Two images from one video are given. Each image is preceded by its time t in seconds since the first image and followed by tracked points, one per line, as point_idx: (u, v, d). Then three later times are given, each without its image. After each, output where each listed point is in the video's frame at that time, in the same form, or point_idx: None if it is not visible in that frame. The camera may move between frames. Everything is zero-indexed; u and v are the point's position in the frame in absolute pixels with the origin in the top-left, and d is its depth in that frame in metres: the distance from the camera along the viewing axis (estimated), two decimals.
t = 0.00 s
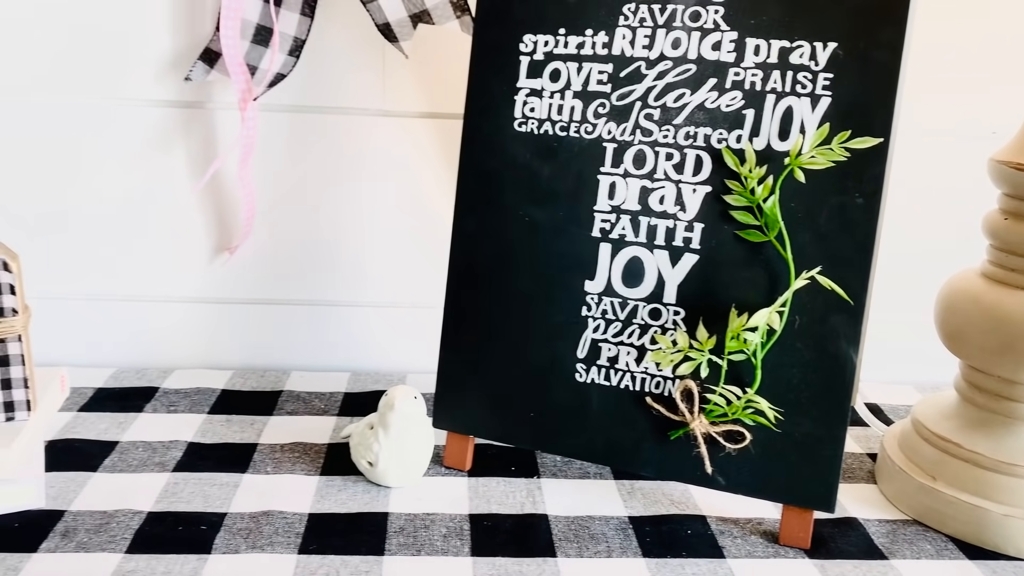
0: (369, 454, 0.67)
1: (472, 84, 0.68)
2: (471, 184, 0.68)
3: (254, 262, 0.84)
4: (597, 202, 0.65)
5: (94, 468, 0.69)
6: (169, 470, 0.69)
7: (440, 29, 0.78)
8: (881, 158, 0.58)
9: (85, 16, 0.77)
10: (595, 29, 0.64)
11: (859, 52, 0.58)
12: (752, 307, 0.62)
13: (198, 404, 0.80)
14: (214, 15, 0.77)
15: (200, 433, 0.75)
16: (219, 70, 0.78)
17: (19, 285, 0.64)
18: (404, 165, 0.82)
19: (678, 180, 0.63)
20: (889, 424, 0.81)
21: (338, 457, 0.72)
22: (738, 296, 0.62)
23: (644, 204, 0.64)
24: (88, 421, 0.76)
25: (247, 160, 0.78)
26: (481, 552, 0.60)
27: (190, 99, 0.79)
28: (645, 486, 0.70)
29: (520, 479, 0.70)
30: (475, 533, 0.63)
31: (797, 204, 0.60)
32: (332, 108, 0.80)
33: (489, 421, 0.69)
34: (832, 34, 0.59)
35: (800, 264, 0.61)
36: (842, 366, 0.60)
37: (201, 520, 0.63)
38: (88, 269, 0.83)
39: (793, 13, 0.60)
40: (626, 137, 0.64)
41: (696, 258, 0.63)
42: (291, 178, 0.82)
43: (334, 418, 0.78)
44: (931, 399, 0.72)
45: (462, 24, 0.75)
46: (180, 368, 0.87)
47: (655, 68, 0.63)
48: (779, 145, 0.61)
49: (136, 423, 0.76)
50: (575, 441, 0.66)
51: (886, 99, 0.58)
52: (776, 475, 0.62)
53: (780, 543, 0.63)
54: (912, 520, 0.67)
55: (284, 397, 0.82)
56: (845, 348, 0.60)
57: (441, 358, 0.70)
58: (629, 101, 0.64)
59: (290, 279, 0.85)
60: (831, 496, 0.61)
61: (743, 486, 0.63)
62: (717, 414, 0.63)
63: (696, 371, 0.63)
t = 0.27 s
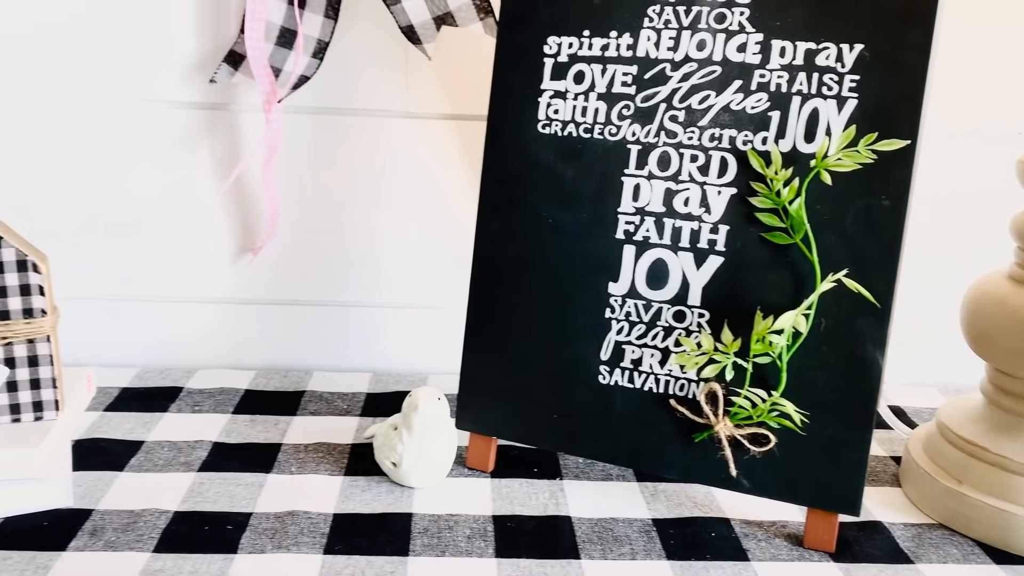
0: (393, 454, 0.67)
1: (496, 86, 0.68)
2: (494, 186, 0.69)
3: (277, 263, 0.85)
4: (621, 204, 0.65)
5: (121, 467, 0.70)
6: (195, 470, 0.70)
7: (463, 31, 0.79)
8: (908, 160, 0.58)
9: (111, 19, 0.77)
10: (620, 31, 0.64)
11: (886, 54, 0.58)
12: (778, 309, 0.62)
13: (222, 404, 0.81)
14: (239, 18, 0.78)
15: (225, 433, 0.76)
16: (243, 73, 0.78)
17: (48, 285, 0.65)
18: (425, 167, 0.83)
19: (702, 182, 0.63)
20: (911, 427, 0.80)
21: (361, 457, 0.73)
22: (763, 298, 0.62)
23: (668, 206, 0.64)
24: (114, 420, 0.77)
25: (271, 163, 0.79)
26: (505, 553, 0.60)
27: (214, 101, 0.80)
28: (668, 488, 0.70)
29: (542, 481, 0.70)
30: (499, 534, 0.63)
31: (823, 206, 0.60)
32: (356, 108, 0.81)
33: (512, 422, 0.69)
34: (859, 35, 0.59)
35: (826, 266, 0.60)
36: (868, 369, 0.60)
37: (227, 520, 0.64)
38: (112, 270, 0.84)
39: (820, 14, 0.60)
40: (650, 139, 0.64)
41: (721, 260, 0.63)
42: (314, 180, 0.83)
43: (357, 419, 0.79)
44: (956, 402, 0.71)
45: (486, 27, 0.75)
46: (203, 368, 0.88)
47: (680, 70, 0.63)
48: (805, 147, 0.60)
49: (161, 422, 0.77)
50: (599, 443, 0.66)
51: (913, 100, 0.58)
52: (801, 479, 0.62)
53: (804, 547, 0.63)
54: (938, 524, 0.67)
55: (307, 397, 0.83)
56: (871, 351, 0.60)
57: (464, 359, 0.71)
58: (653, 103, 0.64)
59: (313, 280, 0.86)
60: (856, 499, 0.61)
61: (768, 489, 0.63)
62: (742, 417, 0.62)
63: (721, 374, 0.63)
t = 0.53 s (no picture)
0: (419, 456, 0.68)
1: (522, 88, 0.68)
2: (520, 189, 0.69)
3: (302, 265, 0.86)
4: (647, 206, 0.65)
5: (150, 467, 0.71)
6: (223, 470, 0.71)
7: (487, 34, 0.80)
8: (938, 162, 0.58)
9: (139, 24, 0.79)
10: (647, 33, 0.64)
11: (916, 56, 0.58)
12: (806, 312, 0.61)
13: (249, 405, 0.82)
14: (264, 21, 0.79)
15: (252, 433, 0.77)
16: (269, 76, 0.79)
17: (80, 287, 0.66)
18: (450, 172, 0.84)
19: (730, 185, 0.63)
20: (937, 430, 0.80)
21: (388, 458, 0.73)
22: (791, 301, 0.62)
23: (695, 209, 0.64)
24: (142, 420, 0.78)
25: (297, 165, 0.80)
26: (533, 555, 0.61)
27: (241, 104, 0.81)
28: (694, 491, 0.70)
29: (568, 483, 0.71)
30: (526, 536, 0.63)
31: (852, 209, 0.60)
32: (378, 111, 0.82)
33: (538, 425, 0.70)
34: (888, 38, 0.58)
35: (855, 269, 0.60)
36: (897, 372, 0.60)
37: (256, 520, 0.64)
38: (140, 270, 0.85)
39: (849, 17, 0.59)
40: (677, 141, 0.64)
41: (749, 263, 0.63)
42: (339, 182, 0.84)
43: (382, 420, 0.80)
44: (985, 405, 0.71)
45: (511, 29, 0.75)
46: (229, 368, 0.90)
47: (707, 73, 0.63)
48: (833, 149, 0.60)
49: (189, 422, 0.78)
50: (625, 445, 0.67)
51: (943, 102, 0.57)
52: (829, 482, 0.62)
53: (832, 550, 0.63)
54: (966, 528, 0.66)
55: (332, 399, 0.84)
56: (900, 354, 0.60)
57: (489, 361, 0.71)
58: (680, 105, 0.64)
59: (338, 282, 0.87)
60: (884, 503, 0.61)
61: (796, 492, 0.63)
62: (770, 420, 0.62)
63: (749, 377, 0.63)
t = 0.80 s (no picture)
0: (453, 462, 0.69)
1: (556, 99, 0.69)
2: (554, 199, 0.70)
3: (335, 271, 0.89)
4: (681, 216, 0.66)
5: (189, 471, 0.72)
6: (260, 475, 0.72)
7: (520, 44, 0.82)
8: (973, 173, 0.58)
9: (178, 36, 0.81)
10: (681, 44, 0.65)
11: (952, 67, 0.58)
12: (841, 322, 0.62)
13: (283, 410, 0.84)
14: (299, 31, 0.82)
15: (288, 437, 0.78)
16: (304, 86, 0.82)
17: (122, 295, 0.67)
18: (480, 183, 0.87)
19: (765, 195, 0.63)
20: (966, 438, 0.80)
21: (421, 463, 0.75)
22: (825, 311, 0.62)
23: (730, 218, 0.64)
24: (179, 424, 0.80)
25: (331, 176, 0.83)
26: (568, 561, 0.61)
27: (276, 113, 0.84)
28: (726, 498, 0.71)
29: (600, 490, 0.72)
30: (560, 542, 0.64)
31: (887, 219, 0.60)
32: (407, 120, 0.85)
33: (571, 431, 0.71)
34: (924, 49, 0.59)
35: (890, 279, 0.60)
36: (933, 382, 0.60)
37: (295, 524, 0.65)
38: (179, 277, 0.88)
39: (885, 27, 0.59)
40: (711, 151, 0.65)
41: (783, 273, 0.63)
42: (371, 190, 0.87)
43: (414, 425, 0.81)
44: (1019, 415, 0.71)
45: (544, 40, 0.75)
46: (263, 373, 0.92)
47: (741, 83, 0.64)
48: (868, 160, 0.61)
49: (225, 427, 0.80)
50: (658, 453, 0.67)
51: (978, 112, 0.58)
52: (864, 491, 0.62)
53: (865, 558, 0.63)
54: (1000, 538, 0.66)
55: (365, 404, 0.86)
56: (935, 364, 0.60)
57: (522, 368, 0.72)
58: (715, 115, 0.64)
59: (371, 288, 0.90)
60: (919, 512, 0.61)
61: (830, 501, 0.63)
62: (804, 428, 0.63)
63: (784, 386, 0.64)
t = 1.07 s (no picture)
0: (481, 467, 0.69)
1: (583, 105, 0.69)
2: (581, 205, 0.70)
3: (360, 276, 0.91)
4: (709, 222, 0.66)
5: (217, 476, 0.73)
6: (288, 479, 0.73)
7: (546, 51, 0.83)
8: (1005, 180, 0.58)
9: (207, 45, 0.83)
10: (709, 51, 0.65)
11: (983, 74, 0.58)
12: (870, 328, 0.62)
13: (308, 414, 0.85)
14: (326, 37, 0.83)
15: (314, 441, 0.79)
16: (330, 92, 0.83)
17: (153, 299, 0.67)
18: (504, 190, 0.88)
19: (794, 202, 0.64)
20: (995, 445, 0.80)
21: (447, 468, 0.75)
22: (854, 318, 0.62)
23: (758, 225, 0.65)
24: (205, 429, 0.81)
25: (356, 182, 0.85)
26: (597, 567, 0.62)
27: (301, 119, 0.86)
28: (752, 504, 0.72)
29: (627, 495, 0.72)
30: (589, 548, 0.64)
31: (917, 226, 0.60)
32: (431, 126, 0.86)
33: (597, 437, 0.71)
34: (954, 55, 0.59)
35: (920, 286, 0.60)
36: (963, 390, 0.60)
37: (324, 529, 0.66)
38: (208, 282, 0.90)
39: (915, 34, 0.59)
40: (740, 158, 0.65)
41: (813, 280, 0.63)
42: (395, 197, 0.88)
43: (439, 430, 0.82)
44: None
45: (570, 46, 0.76)
46: (288, 377, 0.94)
47: (770, 90, 0.64)
48: (898, 167, 0.61)
49: (252, 431, 0.81)
50: (685, 459, 0.68)
51: (1009, 119, 0.58)
52: (893, 499, 0.62)
53: (895, 566, 0.63)
54: None
55: (389, 408, 0.87)
56: (966, 371, 0.60)
57: (548, 373, 0.72)
58: (743, 122, 0.65)
59: (395, 293, 0.91)
60: (949, 519, 0.61)
61: (858, 508, 0.63)
62: (833, 435, 0.63)
63: (813, 393, 0.64)
